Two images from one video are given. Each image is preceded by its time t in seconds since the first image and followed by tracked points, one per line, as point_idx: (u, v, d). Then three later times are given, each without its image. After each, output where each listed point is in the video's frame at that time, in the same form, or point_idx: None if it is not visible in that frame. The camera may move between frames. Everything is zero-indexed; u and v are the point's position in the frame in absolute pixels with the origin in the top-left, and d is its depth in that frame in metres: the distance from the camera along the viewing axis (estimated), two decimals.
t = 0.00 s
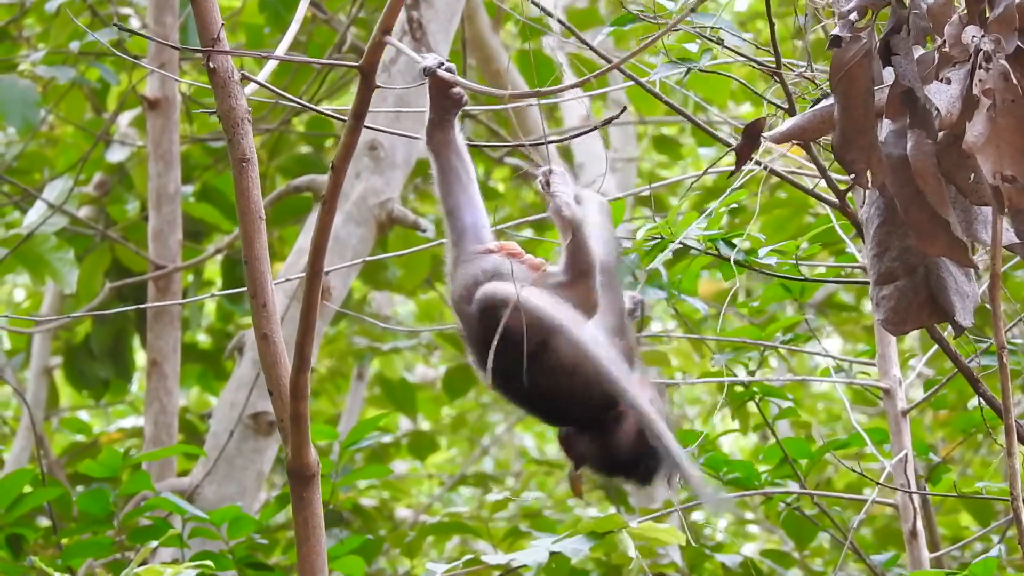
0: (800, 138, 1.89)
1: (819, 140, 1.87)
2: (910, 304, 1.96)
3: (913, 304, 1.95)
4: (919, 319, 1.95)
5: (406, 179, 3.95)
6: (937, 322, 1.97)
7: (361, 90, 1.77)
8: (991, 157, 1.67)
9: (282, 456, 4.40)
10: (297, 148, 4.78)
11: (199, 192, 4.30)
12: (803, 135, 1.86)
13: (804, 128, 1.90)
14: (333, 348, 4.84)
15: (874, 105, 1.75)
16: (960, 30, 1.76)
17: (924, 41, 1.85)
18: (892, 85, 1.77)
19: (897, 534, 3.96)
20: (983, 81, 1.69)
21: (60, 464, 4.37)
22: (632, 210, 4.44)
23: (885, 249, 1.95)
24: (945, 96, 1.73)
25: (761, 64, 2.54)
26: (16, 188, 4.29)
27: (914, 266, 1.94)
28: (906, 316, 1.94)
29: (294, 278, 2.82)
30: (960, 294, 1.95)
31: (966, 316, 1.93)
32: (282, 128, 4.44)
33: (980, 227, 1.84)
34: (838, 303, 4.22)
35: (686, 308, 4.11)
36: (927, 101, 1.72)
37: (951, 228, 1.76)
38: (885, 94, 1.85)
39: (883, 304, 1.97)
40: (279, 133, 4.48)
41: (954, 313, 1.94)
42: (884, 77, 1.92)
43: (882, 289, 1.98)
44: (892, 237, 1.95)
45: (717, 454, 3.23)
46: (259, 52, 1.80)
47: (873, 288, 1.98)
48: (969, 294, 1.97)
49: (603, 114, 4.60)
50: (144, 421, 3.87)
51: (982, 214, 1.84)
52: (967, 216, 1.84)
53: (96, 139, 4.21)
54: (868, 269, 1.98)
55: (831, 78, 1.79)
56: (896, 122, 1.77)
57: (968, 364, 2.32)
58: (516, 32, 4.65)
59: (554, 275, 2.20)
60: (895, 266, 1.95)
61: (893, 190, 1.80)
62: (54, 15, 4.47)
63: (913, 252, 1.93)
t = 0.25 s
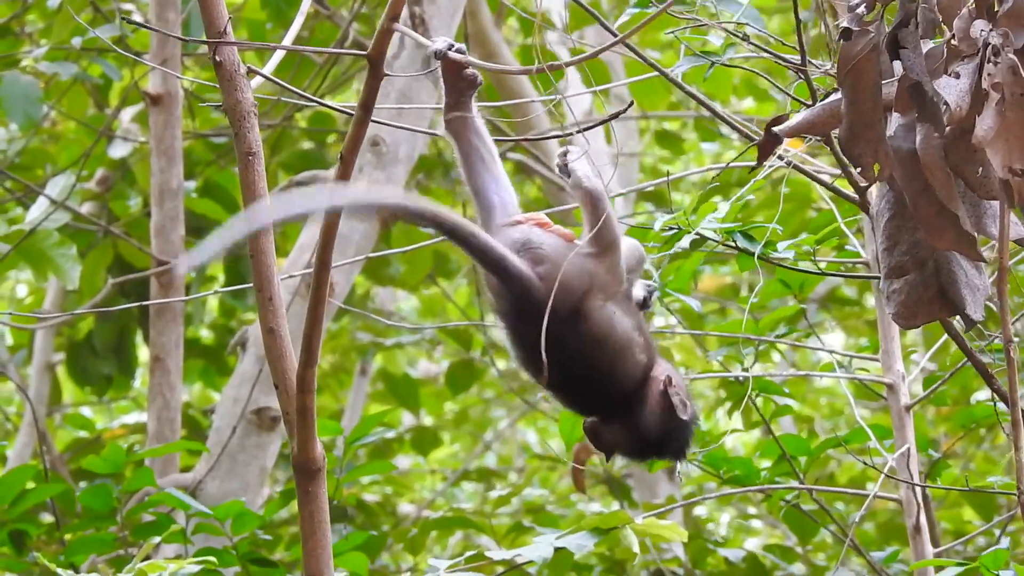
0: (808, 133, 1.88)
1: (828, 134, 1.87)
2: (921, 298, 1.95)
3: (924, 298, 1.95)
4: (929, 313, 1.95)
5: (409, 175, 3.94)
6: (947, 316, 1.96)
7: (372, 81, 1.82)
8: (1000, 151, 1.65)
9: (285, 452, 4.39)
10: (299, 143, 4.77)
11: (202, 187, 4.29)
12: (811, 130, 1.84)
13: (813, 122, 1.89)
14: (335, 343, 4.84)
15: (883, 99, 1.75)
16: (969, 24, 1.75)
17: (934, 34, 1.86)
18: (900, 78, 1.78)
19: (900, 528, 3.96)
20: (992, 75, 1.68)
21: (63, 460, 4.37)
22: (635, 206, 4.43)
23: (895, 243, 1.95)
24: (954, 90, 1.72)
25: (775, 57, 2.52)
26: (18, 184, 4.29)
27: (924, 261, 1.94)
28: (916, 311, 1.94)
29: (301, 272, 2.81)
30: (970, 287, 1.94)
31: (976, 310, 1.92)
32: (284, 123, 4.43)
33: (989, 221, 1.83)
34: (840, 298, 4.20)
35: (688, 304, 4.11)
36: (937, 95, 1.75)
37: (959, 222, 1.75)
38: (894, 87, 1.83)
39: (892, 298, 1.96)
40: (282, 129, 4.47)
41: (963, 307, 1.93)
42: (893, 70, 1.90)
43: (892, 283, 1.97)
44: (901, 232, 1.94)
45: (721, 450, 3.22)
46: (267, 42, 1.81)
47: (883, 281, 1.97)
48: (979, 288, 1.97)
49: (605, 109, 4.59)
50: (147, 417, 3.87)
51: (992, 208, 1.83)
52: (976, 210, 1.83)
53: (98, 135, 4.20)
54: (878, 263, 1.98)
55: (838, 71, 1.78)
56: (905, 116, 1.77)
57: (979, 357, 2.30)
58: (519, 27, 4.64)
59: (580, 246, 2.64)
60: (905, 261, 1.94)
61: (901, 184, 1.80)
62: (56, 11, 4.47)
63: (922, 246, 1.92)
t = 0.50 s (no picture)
0: (812, 126, 1.87)
1: (830, 128, 1.86)
2: (922, 293, 1.94)
3: (925, 293, 1.94)
4: (930, 308, 1.94)
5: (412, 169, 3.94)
6: (948, 311, 1.95)
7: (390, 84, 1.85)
8: (1005, 145, 1.64)
9: (288, 446, 4.39)
10: (302, 138, 4.76)
11: (204, 181, 4.27)
12: (814, 124, 1.83)
13: (816, 116, 1.88)
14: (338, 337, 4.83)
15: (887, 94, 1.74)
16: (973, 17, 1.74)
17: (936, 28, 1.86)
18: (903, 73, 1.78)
19: (903, 522, 3.95)
20: (996, 69, 1.66)
21: (67, 454, 4.37)
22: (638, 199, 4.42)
23: (896, 238, 1.94)
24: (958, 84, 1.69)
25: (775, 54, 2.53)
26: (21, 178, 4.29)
27: (925, 255, 1.93)
28: (917, 305, 1.94)
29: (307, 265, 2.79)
30: (970, 282, 1.93)
31: (977, 305, 1.91)
32: (287, 117, 4.42)
33: (990, 215, 1.82)
34: (843, 292, 4.19)
35: (691, 298, 4.10)
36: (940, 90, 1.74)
37: (961, 216, 1.75)
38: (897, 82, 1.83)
39: (893, 293, 1.96)
40: (284, 123, 4.46)
41: (964, 302, 1.92)
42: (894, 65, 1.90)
43: (892, 277, 1.97)
44: (903, 226, 1.93)
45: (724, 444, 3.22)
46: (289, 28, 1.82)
47: (884, 276, 1.97)
48: (980, 282, 1.96)
49: (608, 102, 4.57)
50: (149, 412, 3.85)
51: (993, 203, 1.82)
52: (977, 204, 1.82)
53: (101, 129, 4.20)
54: (878, 257, 1.97)
55: (842, 66, 1.77)
56: (907, 110, 1.77)
57: (979, 353, 2.24)
58: (521, 21, 4.64)
59: (591, 262, 2.80)
60: (906, 255, 1.94)
61: (904, 179, 1.79)
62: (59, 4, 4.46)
63: (923, 241, 1.92)
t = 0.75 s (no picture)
0: (808, 124, 1.87)
1: (828, 126, 1.86)
2: (919, 290, 1.94)
3: (922, 291, 1.94)
4: (928, 305, 1.94)
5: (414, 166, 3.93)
6: (946, 309, 1.95)
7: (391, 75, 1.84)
8: (1000, 144, 1.64)
9: (290, 442, 4.39)
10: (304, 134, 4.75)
11: (207, 177, 4.26)
12: (812, 122, 1.84)
13: (813, 114, 1.88)
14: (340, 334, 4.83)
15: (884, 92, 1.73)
16: (969, 16, 1.74)
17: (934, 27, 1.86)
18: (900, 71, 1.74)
19: (905, 520, 3.94)
20: (993, 67, 1.67)
21: (68, 450, 4.37)
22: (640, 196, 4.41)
23: (894, 235, 1.94)
24: (954, 81, 1.71)
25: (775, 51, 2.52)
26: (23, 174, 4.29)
27: (923, 253, 1.92)
28: (915, 302, 1.94)
29: (309, 262, 2.78)
30: (968, 280, 1.93)
31: (974, 303, 1.91)
32: (289, 114, 4.41)
33: (988, 213, 1.82)
34: (846, 289, 4.18)
35: (693, 295, 4.09)
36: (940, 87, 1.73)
37: (959, 214, 1.75)
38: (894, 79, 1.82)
39: (891, 290, 1.96)
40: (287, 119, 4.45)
41: (961, 300, 1.92)
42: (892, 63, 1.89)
43: (890, 275, 1.96)
44: (900, 223, 1.93)
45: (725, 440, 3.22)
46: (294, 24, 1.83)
47: (882, 274, 1.96)
48: (977, 280, 1.96)
49: (610, 99, 4.56)
50: (151, 408, 3.83)
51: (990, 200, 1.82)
52: (976, 202, 1.81)
53: (104, 126, 4.20)
54: (876, 255, 1.96)
55: (839, 64, 1.76)
56: (906, 108, 1.76)
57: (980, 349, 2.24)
58: (523, 18, 4.63)
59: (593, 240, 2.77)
60: (904, 253, 1.93)
61: (901, 177, 1.79)
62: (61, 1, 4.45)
63: (921, 239, 1.91)
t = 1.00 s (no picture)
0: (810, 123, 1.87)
1: (826, 125, 1.86)
2: (919, 289, 1.96)
3: (921, 291, 1.96)
4: (927, 304, 1.95)
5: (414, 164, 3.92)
6: (945, 308, 1.96)
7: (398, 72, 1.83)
8: (995, 144, 1.63)
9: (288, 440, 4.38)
10: (304, 132, 4.75)
11: (206, 175, 4.25)
12: (812, 121, 1.83)
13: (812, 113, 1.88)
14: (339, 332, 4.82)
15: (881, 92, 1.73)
16: (965, 17, 1.74)
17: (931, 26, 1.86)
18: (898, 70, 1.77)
19: (903, 520, 3.93)
20: (988, 68, 1.67)
21: (67, 448, 4.37)
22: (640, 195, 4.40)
23: (893, 235, 1.94)
24: (950, 82, 1.70)
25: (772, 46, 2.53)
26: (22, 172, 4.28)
27: (922, 252, 1.93)
28: (914, 301, 1.95)
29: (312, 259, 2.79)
30: (967, 280, 1.94)
31: (973, 302, 1.92)
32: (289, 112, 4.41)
33: (987, 213, 1.83)
34: (845, 289, 4.17)
35: (693, 295, 4.08)
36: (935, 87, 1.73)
37: (958, 214, 1.74)
38: (892, 79, 1.82)
39: (891, 289, 1.97)
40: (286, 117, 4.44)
41: (960, 299, 1.93)
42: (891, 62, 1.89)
43: (889, 274, 1.97)
44: (899, 223, 1.93)
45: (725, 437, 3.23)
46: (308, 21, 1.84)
47: (881, 273, 1.96)
48: (976, 280, 1.96)
49: (609, 97, 4.56)
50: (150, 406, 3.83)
51: (988, 200, 1.83)
52: (974, 202, 1.83)
53: (103, 124, 4.19)
54: (875, 254, 1.97)
55: (836, 63, 1.76)
56: (903, 108, 1.77)
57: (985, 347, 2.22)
58: (523, 16, 4.62)
59: (588, 241, 2.78)
60: (902, 252, 1.93)
61: (899, 176, 1.78)
62: None
63: (920, 238, 1.92)
